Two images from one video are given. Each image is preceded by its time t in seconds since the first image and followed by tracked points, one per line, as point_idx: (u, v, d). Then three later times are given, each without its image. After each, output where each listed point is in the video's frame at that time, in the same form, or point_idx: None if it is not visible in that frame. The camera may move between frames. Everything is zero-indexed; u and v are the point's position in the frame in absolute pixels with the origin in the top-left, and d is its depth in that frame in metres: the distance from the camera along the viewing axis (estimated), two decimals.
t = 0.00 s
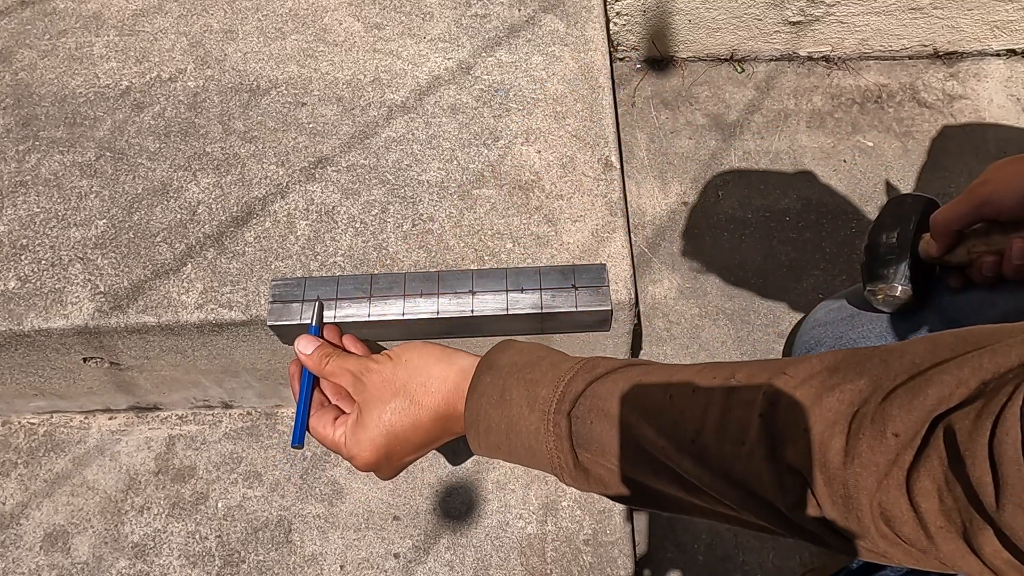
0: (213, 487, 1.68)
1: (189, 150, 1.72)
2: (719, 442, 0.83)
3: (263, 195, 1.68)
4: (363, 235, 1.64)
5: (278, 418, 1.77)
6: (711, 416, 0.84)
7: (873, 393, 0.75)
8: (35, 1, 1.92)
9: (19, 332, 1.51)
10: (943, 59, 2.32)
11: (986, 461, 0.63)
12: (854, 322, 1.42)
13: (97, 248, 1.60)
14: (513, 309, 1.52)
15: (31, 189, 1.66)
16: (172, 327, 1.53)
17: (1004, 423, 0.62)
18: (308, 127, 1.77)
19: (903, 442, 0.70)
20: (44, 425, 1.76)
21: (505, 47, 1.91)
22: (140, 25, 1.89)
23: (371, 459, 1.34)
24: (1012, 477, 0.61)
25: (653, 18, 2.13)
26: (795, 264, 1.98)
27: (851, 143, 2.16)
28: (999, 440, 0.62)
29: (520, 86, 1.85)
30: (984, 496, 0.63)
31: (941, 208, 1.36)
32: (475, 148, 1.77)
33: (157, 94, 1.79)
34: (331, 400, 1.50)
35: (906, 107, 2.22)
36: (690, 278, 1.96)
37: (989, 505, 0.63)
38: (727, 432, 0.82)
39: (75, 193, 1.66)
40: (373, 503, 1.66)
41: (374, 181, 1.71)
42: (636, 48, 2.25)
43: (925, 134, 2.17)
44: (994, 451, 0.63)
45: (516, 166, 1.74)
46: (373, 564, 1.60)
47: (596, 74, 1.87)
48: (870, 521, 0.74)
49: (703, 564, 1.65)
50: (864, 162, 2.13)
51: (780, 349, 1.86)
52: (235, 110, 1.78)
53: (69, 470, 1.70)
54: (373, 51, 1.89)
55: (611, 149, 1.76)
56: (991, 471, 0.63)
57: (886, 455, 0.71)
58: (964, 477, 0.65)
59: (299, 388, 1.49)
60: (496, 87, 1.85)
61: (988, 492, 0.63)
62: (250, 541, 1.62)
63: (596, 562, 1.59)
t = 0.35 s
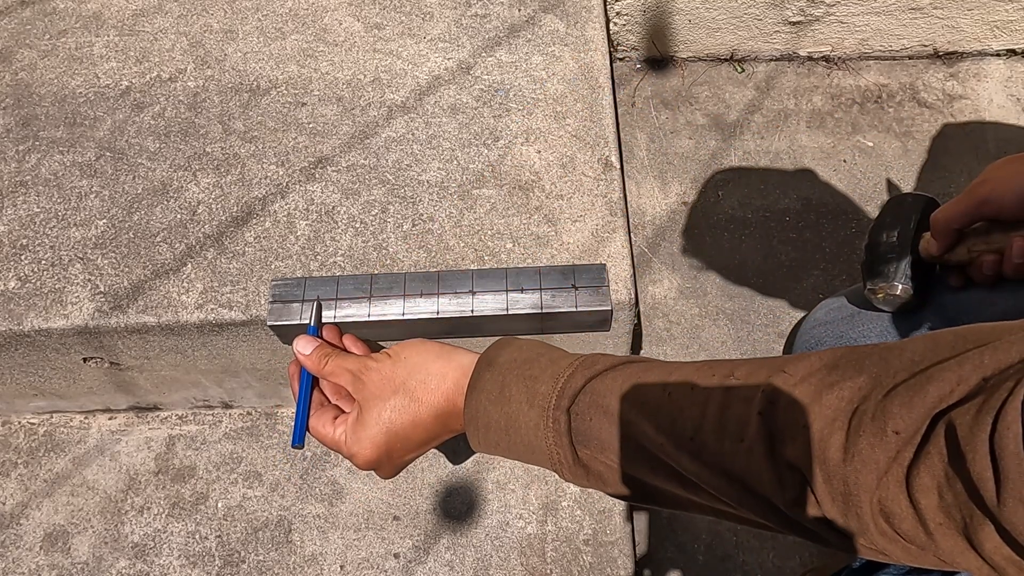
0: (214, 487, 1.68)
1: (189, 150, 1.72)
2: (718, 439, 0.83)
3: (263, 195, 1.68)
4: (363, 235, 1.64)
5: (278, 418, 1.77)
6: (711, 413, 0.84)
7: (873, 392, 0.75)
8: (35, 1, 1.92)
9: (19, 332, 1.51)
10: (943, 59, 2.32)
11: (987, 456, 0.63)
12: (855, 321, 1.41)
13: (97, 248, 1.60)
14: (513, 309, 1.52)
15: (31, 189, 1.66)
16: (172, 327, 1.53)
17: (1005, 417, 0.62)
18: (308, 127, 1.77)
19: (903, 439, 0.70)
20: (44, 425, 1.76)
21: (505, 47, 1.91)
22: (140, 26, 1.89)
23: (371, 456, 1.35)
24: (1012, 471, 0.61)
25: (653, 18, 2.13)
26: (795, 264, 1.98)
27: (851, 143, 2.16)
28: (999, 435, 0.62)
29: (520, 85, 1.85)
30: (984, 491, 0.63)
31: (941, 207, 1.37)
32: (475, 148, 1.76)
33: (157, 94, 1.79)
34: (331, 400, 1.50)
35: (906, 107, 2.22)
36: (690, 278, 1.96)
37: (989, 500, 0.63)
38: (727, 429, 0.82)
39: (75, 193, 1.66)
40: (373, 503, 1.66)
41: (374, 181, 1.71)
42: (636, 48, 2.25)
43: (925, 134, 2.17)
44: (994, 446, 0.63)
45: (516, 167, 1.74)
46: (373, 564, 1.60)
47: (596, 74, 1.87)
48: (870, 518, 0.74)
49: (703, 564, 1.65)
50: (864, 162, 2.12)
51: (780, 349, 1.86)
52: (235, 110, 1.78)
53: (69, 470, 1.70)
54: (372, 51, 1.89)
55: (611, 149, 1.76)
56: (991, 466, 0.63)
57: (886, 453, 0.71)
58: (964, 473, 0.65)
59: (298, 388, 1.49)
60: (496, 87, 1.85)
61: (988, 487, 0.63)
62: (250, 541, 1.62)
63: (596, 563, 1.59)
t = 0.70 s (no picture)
0: (214, 487, 1.68)
1: (189, 151, 1.72)
2: (718, 432, 0.82)
3: (263, 195, 1.68)
4: (362, 235, 1.64)
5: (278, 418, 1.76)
6: (711, 405, 0.84)
7: (876, 391, 0.75)
8: (35, 1, 1.92)
9: (19, 332, 1.51)
10: (943, 59, 2.32)
11: (987, 457, 0.63)
12: (855, 321, 1.40)
13: (97, 249, 1.60)
14: (513, 309, 1.52)
15: (31, 189, 1.66)
16: (172, 327, 1.53)
17: (1005, 417, 0.62)
18: (308, 127, 1.77)
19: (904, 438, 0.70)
20: (44, 425, 1.76)
21: (505, 47, 1.91)
22: (140, 25, 1.89)
23: (365, 437, 1.31)
24: (1012, 471, 0.61)
25: (653, 18, 2.13)
26: (795, 264, 1.98)
27: (851, 143, 2.16)
28: (999, 435, 0.62)
29: (520, 85, 1.85)
30: (984, 491, 0.63)
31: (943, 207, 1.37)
32: (475, 148, 1.76)
33: (156, 94, 1.79)
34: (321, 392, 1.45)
35: (906, 107, 2.22)
36: (690, 278, 1.96)
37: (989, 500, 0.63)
38: (727, 422, 0.82)
39: (75, 193, 1.66)
40: (373, 503, 1.66)
41: (374, 181, 1.71)
42: (636, 48, 2.25)
43: (925, 134, 2.17)
44: (994, 446, 0.63)
45: (516, 167, 1.74)
46: (373, 564, 1.60)
47: (596, 74, 1.87)
48: (869, 517, 0.73)
49: (703, 564, 1.65)
50: (864, 162, 2.12)
51: (781, 349, 1.86)
52: (235, 110, 1.78)
53: (69, 470, 1.70)
54: (372, 51, 1.89)
55: (611, 149, 1.76)
56: (992, 467, 0.63)
57: (886, 451, 0.71)
58: (965, 472, 0.65)
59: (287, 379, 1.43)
60: (495, 87, 1.85)
61: (988, 487, 0.63)
62: (250, 541, 1.62)
63: (596, 562, 1.59)
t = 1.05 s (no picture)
0: (214, 487, 1.68)
1: (189, 150, 1.72)
2: (719, 428, 0.82)
3: (263, 195, 1.68)
4: (363, 235, 1.64)
5: (278, 418, 1.76)
6: (712, 401, 0.84)
7: (879, 395, 0.75)
8: (35, 1, 1.92)
9: (19, 332, 1.51)
10: (943, 59, 2.32)
11: (993, 464, 0.64)
12: (855, 322, 1.40)
13: (97, 248, 1.60)
14: (513, 309, 1.52)
15: (31, 189, 1.66)
16: (172, 327, 1.53)
17: (1012, 425, 0.63)
18: (308, 127, 1.77)
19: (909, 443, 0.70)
20: (44, 425, 1.76)
21: (505, 47, 1.91)
22: (140, 25, 1.89)
23: (350, 400, 1.21)
24: (1018, 478, 0.61)
25: (653, 18, 2.14)
26: (796, 264, 1.98)
27: (851, 143, 2.16)
28: (1006, 443, 0.63)
29: (520, 85, 1.85)
30: (989, 500, 0.64)
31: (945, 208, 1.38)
32: (475, 148, 1.76)
33: (157, 94, 1.79)
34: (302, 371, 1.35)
35: (906, 107, 2.22)
36: (690, 278, 1.96)
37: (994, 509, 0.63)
38: (727, 418, 0.82)
39: (75, 193, 1.66)
40: (373, 503, 1.66)
41: (373, 181, 1.71)
42: (636, 48, 2.25)
43: (925, 134, 2.17)
44: (1000, 453, 0.63)
45: (516, 166, 1.74)
46: (373, 564, 1.60)
47: (596, 73, 1.87)
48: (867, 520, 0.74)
49: (703, 564, 1.65)
50: (864, 162, 2.12)
51: (781, 349, 1.86)
52: (235, 110, 1.78)
53: (69, 470, 1.70)
54: (372, 51, 1.89)
55: (611, 149, 1.76)
56: (998, 475, 0.63)
57: (889, 455, 0.71)
58: (970, 480, 0.65)
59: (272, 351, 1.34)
60: (495, 87, 1.85)
61: (993, 496, 0.63)
62: (250, 541, 1.62)
63: (596, 562, 1.59)
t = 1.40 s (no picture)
0: (214, 487, 1.68)
1: (189, 150, 1.72)
2: (708, 430, 0.80)
3: (262, 195, 1.68)
4: (362, 235, 1.64)
5: (278, 418, 1.76)
6: (703, 404, 0.82)
7: (872, 409, 0.75)
8: (35, 1, 1.92)
9: (19, 332, 1.51)
10: (943, 59, 2.32)
11: (992, 483, 0.64)
12: (855, 323, 1.42)
13: (97, 248, 1.60)
14: (513, 309, 1.52)
15: (32, 189, 1.66)
16: (172, 327, 1.53)
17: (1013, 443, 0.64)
18: (308, 127, 1.77)
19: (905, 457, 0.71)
20: (44, 425, 1.77)
21: (505, 47, 1.91)
22: (140, 25, 1.89)
23: (327, 343, 1.07)
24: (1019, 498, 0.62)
25: (653, 18, 2.14)
26: (796, 264, 1.98)
27: (852, 143, 2.16)
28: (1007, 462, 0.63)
29: (520, 85, 1.85)
30: (986, 520, 0.64)
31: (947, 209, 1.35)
32: (475, 148, 1.76)
33: (156, 94, 1.79)
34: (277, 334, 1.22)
35: (906, 107, 2.22)
36: (690, 278, 1.96)
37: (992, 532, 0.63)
38: (717, 421, 0.80)
39: (75, 193, 1.66)
40: (373, 503, 1.66)
41: (374, 181, 1.71)
42: (636, 48, 2.25)
43: (926, 134, 2.17)
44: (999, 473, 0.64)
45: (516, 166, 1.74)
46: (373, 564, 1.60)
47: (596, 73, 1.87)
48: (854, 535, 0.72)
49: (703, 564, 1.65)
50: (864, 162, 2.12)
51: (781, 349, 1.86)
52: (235, 110, 1.78)
53: (69, 470, 1.70)
54: (372, 51, 1.89)
55: (611, 149, 1.76)
56: (997, 494, 0.64)
57: (883, 468, 0.71)
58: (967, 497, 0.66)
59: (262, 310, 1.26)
60: (495, 87, 1.85)
61: (994, 516, 0.63)
62: (250, 541, 1.62)
63: (596, 563, 1.59)
